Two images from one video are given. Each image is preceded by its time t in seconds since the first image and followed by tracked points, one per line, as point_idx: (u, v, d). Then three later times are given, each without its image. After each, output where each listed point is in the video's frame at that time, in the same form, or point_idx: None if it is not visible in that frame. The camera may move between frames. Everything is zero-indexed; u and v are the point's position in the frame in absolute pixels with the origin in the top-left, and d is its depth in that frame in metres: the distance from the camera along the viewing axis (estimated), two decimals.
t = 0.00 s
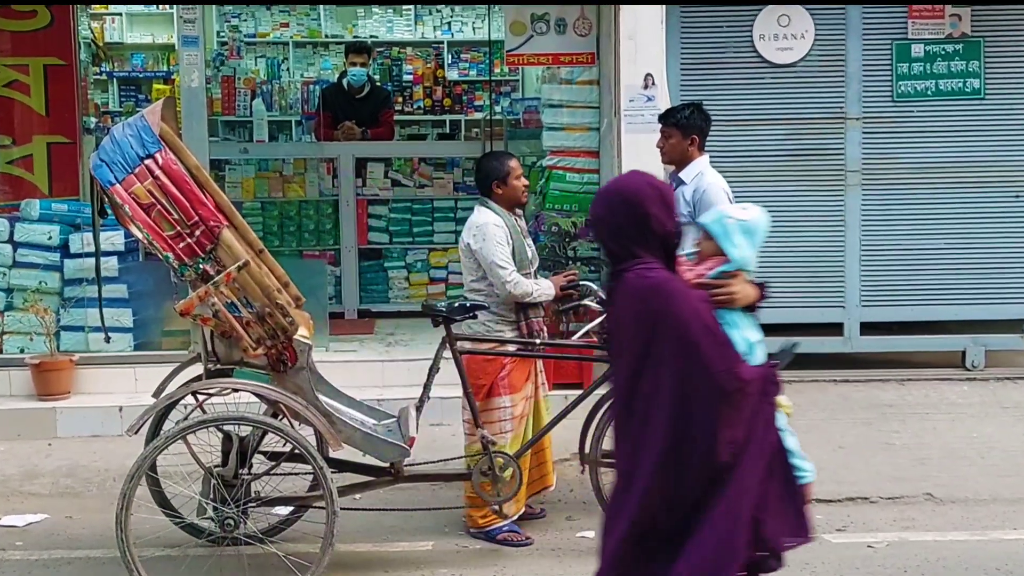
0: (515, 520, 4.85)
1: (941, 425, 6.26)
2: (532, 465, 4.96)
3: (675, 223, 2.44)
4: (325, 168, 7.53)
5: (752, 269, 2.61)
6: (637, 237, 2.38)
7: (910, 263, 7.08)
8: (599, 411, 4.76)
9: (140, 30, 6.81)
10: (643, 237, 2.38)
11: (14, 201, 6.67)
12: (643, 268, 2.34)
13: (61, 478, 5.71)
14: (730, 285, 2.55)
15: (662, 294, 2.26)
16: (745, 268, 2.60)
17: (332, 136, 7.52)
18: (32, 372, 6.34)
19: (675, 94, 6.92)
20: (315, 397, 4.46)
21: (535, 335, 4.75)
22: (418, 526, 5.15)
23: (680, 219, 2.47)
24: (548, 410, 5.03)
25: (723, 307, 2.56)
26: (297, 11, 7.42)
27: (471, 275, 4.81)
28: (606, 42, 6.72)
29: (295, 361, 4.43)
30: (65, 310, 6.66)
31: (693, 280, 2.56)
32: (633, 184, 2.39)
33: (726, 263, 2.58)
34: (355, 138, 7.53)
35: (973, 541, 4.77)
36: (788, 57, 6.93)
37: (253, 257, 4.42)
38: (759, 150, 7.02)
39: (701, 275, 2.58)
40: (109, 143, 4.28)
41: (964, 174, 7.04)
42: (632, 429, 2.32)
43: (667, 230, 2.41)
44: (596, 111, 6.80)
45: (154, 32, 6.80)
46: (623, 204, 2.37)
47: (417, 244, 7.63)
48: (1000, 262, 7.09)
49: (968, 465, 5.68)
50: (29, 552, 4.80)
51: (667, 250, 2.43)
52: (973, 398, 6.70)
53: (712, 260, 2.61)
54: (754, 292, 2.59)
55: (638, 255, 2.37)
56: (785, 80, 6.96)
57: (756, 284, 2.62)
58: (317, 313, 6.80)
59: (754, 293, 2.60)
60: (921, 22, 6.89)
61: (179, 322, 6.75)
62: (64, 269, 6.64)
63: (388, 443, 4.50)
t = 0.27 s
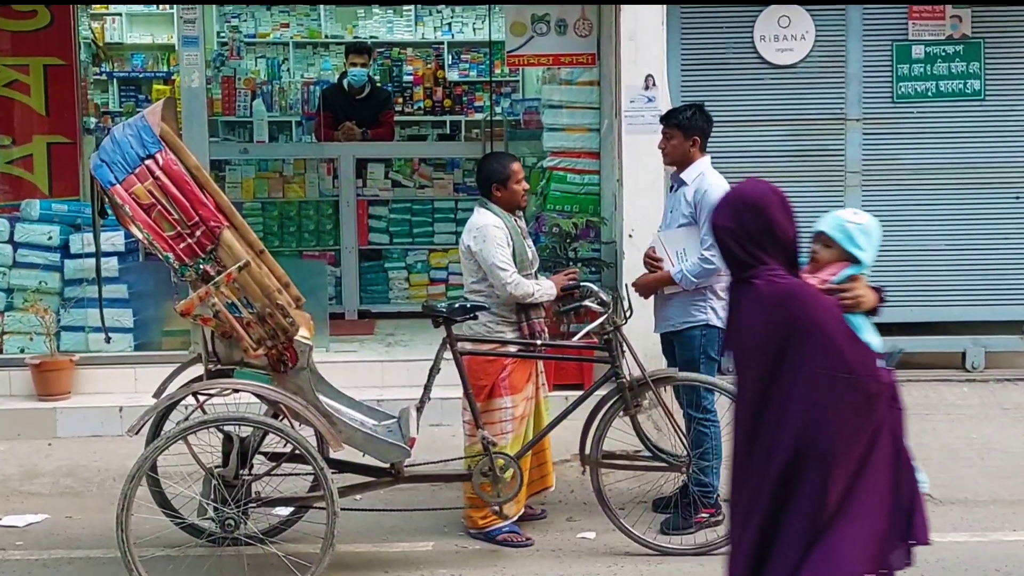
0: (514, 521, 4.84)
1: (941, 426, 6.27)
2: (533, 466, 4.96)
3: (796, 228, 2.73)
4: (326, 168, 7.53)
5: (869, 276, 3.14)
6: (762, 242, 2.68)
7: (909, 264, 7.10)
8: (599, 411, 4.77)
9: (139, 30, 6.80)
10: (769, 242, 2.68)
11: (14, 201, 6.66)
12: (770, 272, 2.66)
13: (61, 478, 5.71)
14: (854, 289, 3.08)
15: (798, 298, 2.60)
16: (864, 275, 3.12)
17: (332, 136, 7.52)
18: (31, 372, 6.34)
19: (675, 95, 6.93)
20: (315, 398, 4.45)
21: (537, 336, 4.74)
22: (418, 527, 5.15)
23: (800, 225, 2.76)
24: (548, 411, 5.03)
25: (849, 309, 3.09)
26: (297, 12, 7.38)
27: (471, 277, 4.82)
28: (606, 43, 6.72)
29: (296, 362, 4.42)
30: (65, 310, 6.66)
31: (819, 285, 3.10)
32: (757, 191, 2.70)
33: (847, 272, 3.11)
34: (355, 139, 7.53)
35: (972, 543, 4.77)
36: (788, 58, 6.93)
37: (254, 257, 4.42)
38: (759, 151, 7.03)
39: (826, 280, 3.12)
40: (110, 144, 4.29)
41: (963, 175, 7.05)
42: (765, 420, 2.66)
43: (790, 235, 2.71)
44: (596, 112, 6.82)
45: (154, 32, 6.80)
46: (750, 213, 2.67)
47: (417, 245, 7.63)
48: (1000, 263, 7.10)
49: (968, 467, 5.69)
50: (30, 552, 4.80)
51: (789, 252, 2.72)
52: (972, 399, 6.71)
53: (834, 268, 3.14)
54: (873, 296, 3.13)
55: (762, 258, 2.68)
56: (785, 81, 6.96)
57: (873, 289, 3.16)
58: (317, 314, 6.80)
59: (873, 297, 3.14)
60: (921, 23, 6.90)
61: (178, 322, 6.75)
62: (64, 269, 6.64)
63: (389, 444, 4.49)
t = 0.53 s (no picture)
0: (516, 522, 4.84)
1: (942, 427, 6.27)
2: (535, 466, 4.97)
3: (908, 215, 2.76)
4: (327, 169, 7.53)
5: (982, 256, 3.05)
6: (873, 231, 2.72)
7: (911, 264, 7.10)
8: (600, 412, 4.77)
9: (141, 31, 6.83)
10: (880, 231, 2.72)
11: (15, 201, 6.67)
12: (884, 261, 2.71)
13: (63, 478, 5.72)
14: (967, 268, 2.98)
15: (913, 285, 2.64)
16: (977, 255, 3.02)
17: (335, 136, 7.51)
18: (33, 372, 6.35)
19: (677, 95, 6.93)
20: (317, 398, 4.46)
21: (539, 336, 4.76)
22: (419, 527, 5.15)
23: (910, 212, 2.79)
24: (550, 411, 5.04)
25: (963, 289, 2.98)
26: (299, 12, 7.49)
27: (473, 277, 4.81)
28: (608, 44, 6.72)
29: (297, 362, 4.42)
30: (67, 310, 6.68)
31: (931, 267, 3.01)
32: (865, 181, 2.73)
33: (960, 251, 3.02)
34: (356, 139, 7.52)
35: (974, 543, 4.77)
36: (790, 59, 6.94)
37: (255, 258, 4.42)
38: (760, 151, 7.03)
39: (938, 263, 3.03)
40: (111, 145, 4.29)
41: (965, 176, 7.06)
42: (895, 406, 2.67)
43: (902, 222, 2.74)
44: (598, 112, 6.83)
45: (155, 33, 6.82)
46: (860, 203, 2.71)
47: (418, 246, 7.64)
48: (1001, 264, 7.11)
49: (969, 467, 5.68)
50: (31, 553, 4.80)
51: (901, 239, 2.75)
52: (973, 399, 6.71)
53: (946, 249, 3.06)
54: (988, 274, 3.02)
55: (876, 248, 2.73)
56: (786, 81, 6.97)
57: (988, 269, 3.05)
58: (318, 314, 6.80)
59: (988, 276, 3.03)
60: (922, 23, 6.90)
61: (180, 322, 6.75)
62: (66, 270, 6.66)
63: (391, 444, 4.49)
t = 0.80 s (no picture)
0: (518, 522, 4.83)
1: (943, 427, 6.26)
2: (537, 466, 4.97)
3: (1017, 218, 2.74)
4: (328, 169, 7.53)
5: None
6: (982, 235, 2.70)
7: (912, 264, 7.09)
8: (602, 411, 4.77)
9: (142, 30, 6.84)
10: (991, 233, 2.69)
11: (15, 201, 6.66)
12: (994, 263, 2.68)
13: (63, 478, 5.71)
14: None
15: None
16: None
17: (335, 136, 7.51)
18: (33, 372, 6.35)
19: (677, 95, 6.93)
20: (318, 398, 4.45)
21: (542, 336, 4.76)
22: (421, 527, 5.15)
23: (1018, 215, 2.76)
24: (552, 411, 5.03)
25: None
26: (300, 11, 7.43)
27: (475, 277, 4.81)
28: (609, 43, 6.72)
29: (298, 362, 4.41)
30: (67, 310, 6.68)
31: None
32: (974, 183, 2.71)
33: None
34: (357, 139, 7.51)
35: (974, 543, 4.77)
36: (791, 58, 6.93)
37: (256, 258, 4.42)
38: (760, 151, 7.03)
39: None
40: (112, 144, 4.29)
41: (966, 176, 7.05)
42: (1008, 410, 2.65)
43: (1011, 225, 2.71)
44: (599, 112, 6.83)
45: (156, 32, 6.82)
46: (971, 206, 2.68)
47: (419, 246, 7.64)
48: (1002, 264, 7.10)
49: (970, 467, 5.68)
50: (31, 552, 4.80)
51: (1009, 243, 2.73)
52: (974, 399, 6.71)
53: None
54: None
55: (984, 250, 2.70)
56: (787, 81, 6.96)
57: None
58: (319, 314, 6.80)
59: None
60: (923, 23, 6.90)
61: (180, 322, 6.75)
62: (66, 270, 6.66)
63: (392, 444, 4.49)
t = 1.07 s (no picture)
0: (518, 521, 4.81)
1: (943, 427, 6.27)
2: (540, 466, 4.97)
3: None
4: (329, 168, 7.54)
5: None
6: None
7: (912, 264, 7.10)
8: (603, 411, 4.77)
9: (143, 29, 6.83)
10: None
11: (16, 200, 6.66)
12: None
13: (63, 477, 5.71)
14: None
15: None
16: None
17: (336, 135, 7.53)
18: (33, 371, 6.34)
19: (679, 94, 6.93)
20: (319, 398, 4.45)
21: (545, 336, 4.74)
22: (422, 527, 5.15)
23: None
24: (554, 411, 5.04)
25: None
26: (300, 11, 7.41)
27: (477, 278, 4.81)
28: (610, 43, 6.73)
29: (299, 362, 4.41)
30: (68, 309, 6.67)
31: None
32: None
33: None
34: (358, 138, 7.53)
35: (975, 543, 4.78)
36: (792, 58, 6.94)
37: (257, 257, 4.42)
38: (760, 151, 7.03)
39: None
40: (113, 143, 4.29)
41: (967, 176, 7.05)
42: None
43: None
44: (600, 112, 6.84)
45: (157, 31, 6.81)
46: None
47: (420, 245, 7.64)
48: (1002, 264, 7.11)
49: (970, 467, 5.69)
50: (32, 551, 4.79)
51: None
52: (974, 399, 6.71)
53: None
54: None
55: None
56: (787, 81, 6.97)
57: None
58: (319, 313, 6.80)
59: None
60: (924, 23, 6.90)
61: (181, 321, 6.74)
62: (67, 269, 6.66)
63: (393, 444, 4.49)
